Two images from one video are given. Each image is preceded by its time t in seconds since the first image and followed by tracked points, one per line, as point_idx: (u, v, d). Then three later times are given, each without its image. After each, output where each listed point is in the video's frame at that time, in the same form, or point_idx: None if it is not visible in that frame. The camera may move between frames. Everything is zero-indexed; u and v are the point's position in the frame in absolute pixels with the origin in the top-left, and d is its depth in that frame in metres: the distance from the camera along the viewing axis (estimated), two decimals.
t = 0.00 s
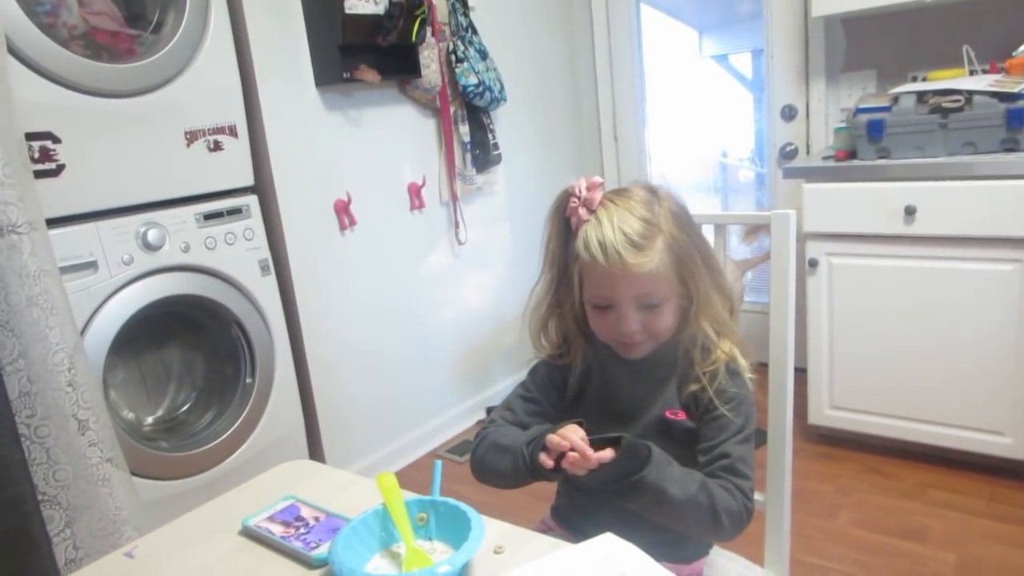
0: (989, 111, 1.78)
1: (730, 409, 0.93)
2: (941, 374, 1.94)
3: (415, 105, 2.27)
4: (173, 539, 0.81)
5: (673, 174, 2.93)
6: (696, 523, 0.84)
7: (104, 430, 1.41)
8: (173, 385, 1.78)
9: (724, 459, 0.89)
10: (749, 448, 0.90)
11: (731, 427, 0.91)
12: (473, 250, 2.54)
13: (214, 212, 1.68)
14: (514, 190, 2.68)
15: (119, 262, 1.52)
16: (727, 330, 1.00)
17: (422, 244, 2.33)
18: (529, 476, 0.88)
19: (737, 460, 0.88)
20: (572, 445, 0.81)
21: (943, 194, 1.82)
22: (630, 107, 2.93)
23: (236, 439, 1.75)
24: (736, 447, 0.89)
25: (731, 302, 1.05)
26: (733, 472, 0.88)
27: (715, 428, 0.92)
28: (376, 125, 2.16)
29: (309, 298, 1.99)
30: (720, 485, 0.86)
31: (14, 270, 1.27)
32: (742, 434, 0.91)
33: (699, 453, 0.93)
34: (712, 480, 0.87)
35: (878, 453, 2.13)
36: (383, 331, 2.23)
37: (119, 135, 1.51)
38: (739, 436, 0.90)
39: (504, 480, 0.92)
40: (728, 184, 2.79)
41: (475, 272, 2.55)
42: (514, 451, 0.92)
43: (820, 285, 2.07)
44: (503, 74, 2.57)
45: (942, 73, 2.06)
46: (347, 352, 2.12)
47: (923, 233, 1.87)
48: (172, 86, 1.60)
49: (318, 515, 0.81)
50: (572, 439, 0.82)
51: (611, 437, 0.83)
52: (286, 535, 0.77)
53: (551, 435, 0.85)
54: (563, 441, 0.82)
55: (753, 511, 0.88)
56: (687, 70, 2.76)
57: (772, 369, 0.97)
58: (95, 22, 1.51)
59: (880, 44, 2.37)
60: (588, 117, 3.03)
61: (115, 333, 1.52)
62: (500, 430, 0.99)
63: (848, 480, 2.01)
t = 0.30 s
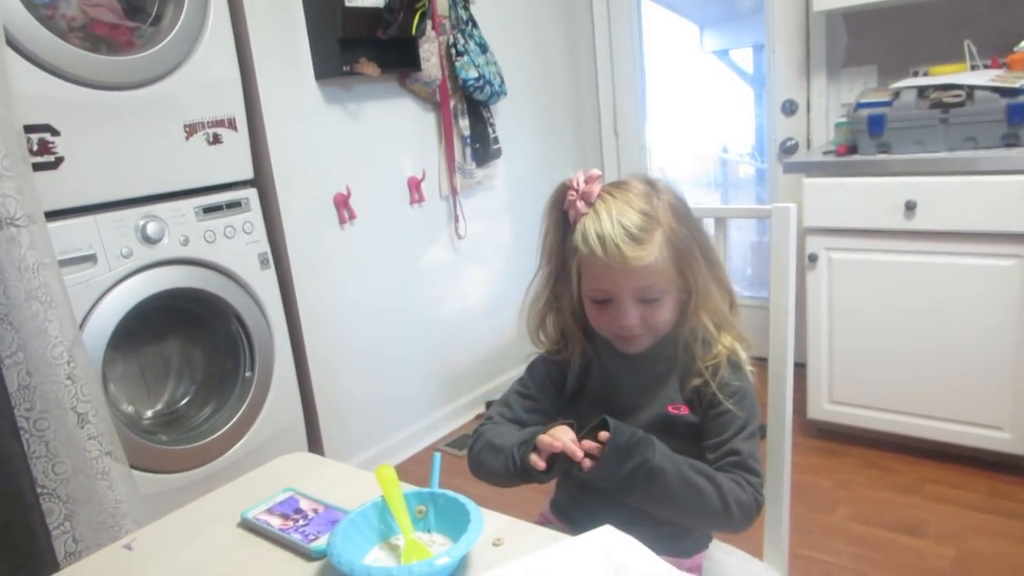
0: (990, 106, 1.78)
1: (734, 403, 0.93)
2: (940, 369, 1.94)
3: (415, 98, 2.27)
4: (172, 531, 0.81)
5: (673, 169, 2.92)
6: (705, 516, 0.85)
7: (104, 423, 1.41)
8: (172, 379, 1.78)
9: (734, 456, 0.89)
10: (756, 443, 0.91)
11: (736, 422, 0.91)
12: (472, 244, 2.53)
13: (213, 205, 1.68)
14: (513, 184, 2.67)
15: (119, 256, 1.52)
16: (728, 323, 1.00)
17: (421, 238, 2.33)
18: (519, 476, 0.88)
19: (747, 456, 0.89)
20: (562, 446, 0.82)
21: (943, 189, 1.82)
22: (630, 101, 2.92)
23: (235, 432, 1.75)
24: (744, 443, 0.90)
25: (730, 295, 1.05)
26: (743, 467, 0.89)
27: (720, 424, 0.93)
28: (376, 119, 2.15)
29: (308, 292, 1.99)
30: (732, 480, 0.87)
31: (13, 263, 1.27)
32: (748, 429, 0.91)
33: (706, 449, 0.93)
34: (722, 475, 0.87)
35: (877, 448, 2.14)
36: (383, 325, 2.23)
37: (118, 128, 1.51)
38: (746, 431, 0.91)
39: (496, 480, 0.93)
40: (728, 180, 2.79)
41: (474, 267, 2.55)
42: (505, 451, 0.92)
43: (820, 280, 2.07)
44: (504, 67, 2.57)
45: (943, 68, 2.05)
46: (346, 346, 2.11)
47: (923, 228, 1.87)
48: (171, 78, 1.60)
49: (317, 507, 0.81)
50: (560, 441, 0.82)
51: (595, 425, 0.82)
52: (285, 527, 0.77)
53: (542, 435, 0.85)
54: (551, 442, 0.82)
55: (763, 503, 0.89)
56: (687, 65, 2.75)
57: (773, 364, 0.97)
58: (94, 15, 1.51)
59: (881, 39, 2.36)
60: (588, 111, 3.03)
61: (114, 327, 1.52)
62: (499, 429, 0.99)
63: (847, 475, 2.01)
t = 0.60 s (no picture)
0: (994, 92, 1.77)
1: (738, 385, 0.93)
2: (938, 356, 1.94)
3: (415, 79, 2.25)
4: (169, 507, 0.82)
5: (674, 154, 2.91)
6: (714, 499, 0.85)
7: (102, 402, 1.41)
8: (171, 358, 1.78)
9: (740, 440, 0.89)
10: (760, 428, 0.91)
11: (741, 405, 0.91)
12: (472, 226, 2.53)
13: (211, 184, 1.67)
14: (513, 167, 2.66)
15: (117, 235, 1.52)
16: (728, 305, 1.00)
17: (421, 220, 2.32)
18: (517, 462, 0.89)
19: (753, 441, 0.88)
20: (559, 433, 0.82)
21: (946, 175, 1.80)
22: (632, 85, 2.90)
23: (234, 411, 1.75)
24: (750, 428, 0.90)
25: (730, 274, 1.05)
26: (750, 451, 0.89)
27: (724, 407, 0.93)
28: (376, 99, 2.14)
29: (307, 273, 1.99)
30: (743, 461, 0.87)
31: (11, 241, 1.26)
32: (752, 413, 0.91)
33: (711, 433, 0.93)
34: (728, 456, 0.88)
35: (874, 434, 2.14)
36: (382, 306, 2.23)
37: (116, 106, 1.50)
38: (751, 416, 0.91)
39: (495, 463, 0.93)
40: (729, 165, 2.77)
41: (474, 249, 2.55)
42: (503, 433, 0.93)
43: (820, 266, 2.07)
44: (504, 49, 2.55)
45: (948, 53, 2.04)
46: (345, 327, 2.12)
47: (925, 214, 1.86)
48: (169, 56, 1.58)
49: (315, 483, 0.81)
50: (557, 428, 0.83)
51: (596, 414, 0.83)
52: (283, 501, 0.78)
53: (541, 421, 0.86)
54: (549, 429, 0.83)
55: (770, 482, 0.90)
56: (690, 49, 2.73)
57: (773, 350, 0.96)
58: None
59: (885, 24, 2.33)
60: (589, 94, 3.01)
61: (112, 306, 1.52)
62: (499, 413, 0.98)
63: (843, 460, 2.02)
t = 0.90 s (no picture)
0: (997, 81, 1.77)
1: (739, 373, 0.94)
2: (940, 346, 1.94)
3: (417, 68, 2.25)
4: (175, 492, 0.82)
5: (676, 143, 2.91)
6: (716, 487, 0.85)
7: (106, 389, 1.41)
8: (173, 346, 1.79)
9: (741, 428, 0.90)
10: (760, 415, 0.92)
11: (742, 393, 0.92)
12: (474, 216, 2.53)
13: (214, 173, 1.68)
14: (516, 156, 2.66)
15: (120, 223, 1.52)
16: (728, 295, 1.00)
17: (423, 209, 2.32)
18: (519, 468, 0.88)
19: (754, 430, 0.89)
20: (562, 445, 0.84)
21: (949, 164, 1.80)
22: (635, 75, 2.90)
23: (237, 400, 1.76)
24: (751, 416, 0.90)
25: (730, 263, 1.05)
26: (749, 438, 0.89)
27: (726, 396, 0.93)
28: (378, 88, 2.14)
29: (310, 262, 1.99)
30: (741, 446, 0.88)
31: (15, 228, 1.27)
32: (752, 402, 0.92)
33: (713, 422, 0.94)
34: (725, 442, 0.88)
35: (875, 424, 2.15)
36: (384, 296, 2.23)
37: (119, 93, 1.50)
38: (752, 404, 0.92)
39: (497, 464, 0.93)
40: (731, 155, 2.77)
41: (476, 239, 2.55)
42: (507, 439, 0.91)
43: (822, 256, 2.07)
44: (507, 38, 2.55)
45: (951, 42, 2.04)
46: (347, 316, 2.12)
47: (927, 204, 1.86)
48: (172, 44, 1.58)
49: (318, 472, 0.82)
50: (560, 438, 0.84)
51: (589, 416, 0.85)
52: (287, 490, 0.78)
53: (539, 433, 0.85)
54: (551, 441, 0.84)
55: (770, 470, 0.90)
56: (692, 38, 2.73)
57: (774, 339, 0.97)
58: None
59: (889, 13, 2.33)
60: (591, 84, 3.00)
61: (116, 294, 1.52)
62: (501, 413, 0.98)
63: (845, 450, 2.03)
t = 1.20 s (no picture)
0: (1005, 77, 1.76)
1: (738, 364, 0.93)
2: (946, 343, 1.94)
3: (423, 65, 2.25)
4: (184, 488, 0.83)
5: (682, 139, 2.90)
6: (733, 479, 0.86)
7: (113, 386, 1.42)
8: (180, 343, 1.79)
9: (742, 410, 0.89)
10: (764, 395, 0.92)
11: (743, 381, 0.92)
12: (480, 212, 2.53)
13: (220, 170, 1.68)
14: (521, 152, 2.66)
15: (127, 220, 1.52)
16: (730, 291, 1.00)
17: (429, 206, 2.33)
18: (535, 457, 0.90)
19: (755, 409, 0.89)
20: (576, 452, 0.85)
21: (956, 161, 1.80)
22: (640, 71, 2.90)
23: (244, 396, 1.76)
24: (752, 397, 0.90)
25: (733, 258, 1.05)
26: (751, 419, 0.89)
27: (727, 385, 0.93)
28: (384, 85, 2.14)
29: (316, 258, 2.00)
30: (746, 433, 0.87)
31: (23, 225, 1.27)
32: (754, 383, 0.92)
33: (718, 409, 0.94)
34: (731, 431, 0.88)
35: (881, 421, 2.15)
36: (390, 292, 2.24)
37: (125, 91, 1.50)
38: (752, 387, 0.91)
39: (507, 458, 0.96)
40: (737, 151, 2.77)
41: (482, 236, 2.55)
42: (512, 429, 0.94)
43: (828, 252, 2.06)
44: (512, 33, 2.54)
45: (959, 38, 2.03)
46: (353, 312, 2.12)
47: (934, 200, 1.86)
48: (178, 42, 1.59)
49: (326, 467, 0.82)
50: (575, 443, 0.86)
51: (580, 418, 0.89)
52: (294, 485, 0.79)
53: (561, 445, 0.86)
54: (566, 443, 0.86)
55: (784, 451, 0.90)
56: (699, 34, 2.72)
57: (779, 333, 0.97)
58: None
59: (896, 9, 2.32)
60: (597, 80, 3.00)
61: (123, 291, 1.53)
62: (508, 410, 0.99)
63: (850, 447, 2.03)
